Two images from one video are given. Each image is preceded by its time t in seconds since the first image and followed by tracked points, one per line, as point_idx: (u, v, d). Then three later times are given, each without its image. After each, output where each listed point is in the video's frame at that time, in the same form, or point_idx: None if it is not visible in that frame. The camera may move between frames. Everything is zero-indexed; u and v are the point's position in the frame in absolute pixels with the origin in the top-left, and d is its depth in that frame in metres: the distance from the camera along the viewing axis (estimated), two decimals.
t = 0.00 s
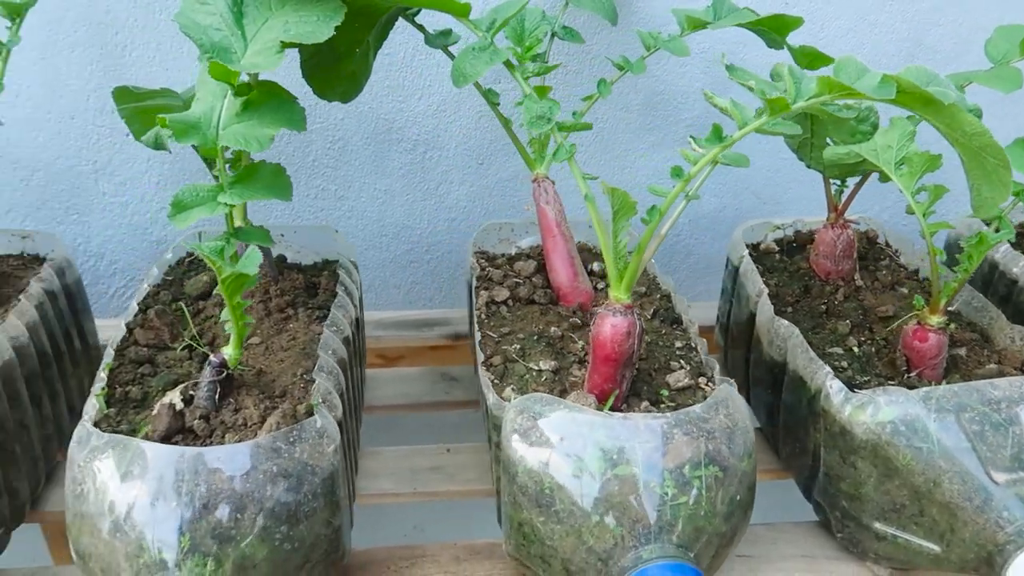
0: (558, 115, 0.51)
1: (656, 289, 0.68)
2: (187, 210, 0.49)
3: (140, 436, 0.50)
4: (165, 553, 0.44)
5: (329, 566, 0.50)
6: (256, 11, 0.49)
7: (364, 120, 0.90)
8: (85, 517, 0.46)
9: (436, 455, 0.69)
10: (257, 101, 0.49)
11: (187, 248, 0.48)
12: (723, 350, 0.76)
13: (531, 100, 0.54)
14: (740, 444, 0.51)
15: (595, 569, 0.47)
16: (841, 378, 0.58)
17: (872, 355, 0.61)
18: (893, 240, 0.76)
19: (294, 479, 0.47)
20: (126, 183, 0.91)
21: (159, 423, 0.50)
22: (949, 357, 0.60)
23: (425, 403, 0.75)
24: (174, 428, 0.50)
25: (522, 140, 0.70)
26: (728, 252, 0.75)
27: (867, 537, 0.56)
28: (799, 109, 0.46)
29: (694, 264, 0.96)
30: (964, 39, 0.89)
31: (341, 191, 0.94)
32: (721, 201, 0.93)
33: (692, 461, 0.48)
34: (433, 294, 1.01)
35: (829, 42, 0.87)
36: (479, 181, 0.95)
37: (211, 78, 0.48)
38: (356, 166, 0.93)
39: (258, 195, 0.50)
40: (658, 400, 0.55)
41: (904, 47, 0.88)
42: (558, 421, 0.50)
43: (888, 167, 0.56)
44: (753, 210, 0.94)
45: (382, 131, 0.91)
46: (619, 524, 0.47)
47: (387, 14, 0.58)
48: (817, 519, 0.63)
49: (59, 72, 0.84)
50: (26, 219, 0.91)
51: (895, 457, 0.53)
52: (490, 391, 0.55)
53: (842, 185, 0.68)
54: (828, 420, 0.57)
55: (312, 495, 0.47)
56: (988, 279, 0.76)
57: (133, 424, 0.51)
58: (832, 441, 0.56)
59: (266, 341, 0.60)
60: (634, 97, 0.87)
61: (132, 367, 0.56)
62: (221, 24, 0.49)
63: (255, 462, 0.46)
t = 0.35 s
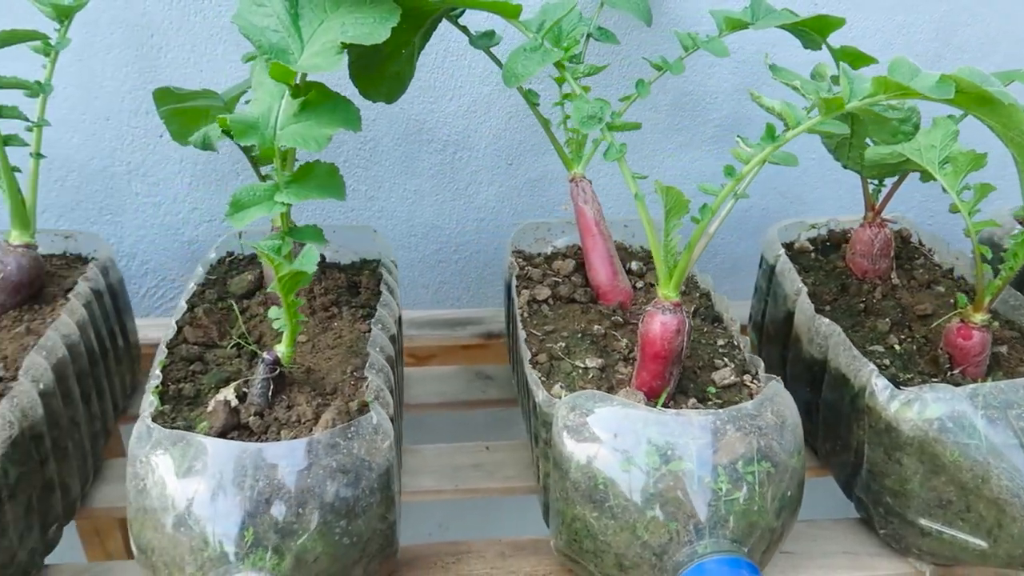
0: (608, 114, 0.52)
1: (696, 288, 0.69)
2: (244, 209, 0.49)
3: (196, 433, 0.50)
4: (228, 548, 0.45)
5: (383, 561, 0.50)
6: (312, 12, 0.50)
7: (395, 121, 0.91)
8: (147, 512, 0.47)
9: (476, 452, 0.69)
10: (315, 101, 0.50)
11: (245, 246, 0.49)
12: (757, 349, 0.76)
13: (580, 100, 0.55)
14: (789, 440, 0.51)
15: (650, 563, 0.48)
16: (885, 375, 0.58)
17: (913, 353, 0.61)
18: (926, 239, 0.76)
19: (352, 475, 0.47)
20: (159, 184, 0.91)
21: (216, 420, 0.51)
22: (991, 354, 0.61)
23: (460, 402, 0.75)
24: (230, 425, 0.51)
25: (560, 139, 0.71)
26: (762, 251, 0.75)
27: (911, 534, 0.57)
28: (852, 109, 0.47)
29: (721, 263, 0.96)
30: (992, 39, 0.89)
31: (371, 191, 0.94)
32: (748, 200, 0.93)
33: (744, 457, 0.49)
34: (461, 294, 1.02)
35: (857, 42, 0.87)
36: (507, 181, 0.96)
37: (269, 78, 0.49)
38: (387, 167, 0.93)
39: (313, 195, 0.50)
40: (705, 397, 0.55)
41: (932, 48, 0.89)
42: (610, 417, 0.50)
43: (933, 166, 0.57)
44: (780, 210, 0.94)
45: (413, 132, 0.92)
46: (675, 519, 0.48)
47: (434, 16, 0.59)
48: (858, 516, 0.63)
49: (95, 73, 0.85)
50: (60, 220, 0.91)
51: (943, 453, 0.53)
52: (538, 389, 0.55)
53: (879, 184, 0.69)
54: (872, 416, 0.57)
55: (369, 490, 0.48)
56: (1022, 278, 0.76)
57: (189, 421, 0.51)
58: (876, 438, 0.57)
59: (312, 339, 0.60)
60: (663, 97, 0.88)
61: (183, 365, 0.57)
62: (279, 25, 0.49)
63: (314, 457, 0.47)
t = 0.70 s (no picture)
0: (656, 113, 0.52)
1: (733, 286, 0.69)
2: (300, 207, 0.50)
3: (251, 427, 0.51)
4: (290, 540, 0.46)
5: (436, 554, 0.51)
6: (364, 14, 0.51)
7: (425, 122, 0.92)
8: (208, 504, 0.48)
9: (514, 449, 0.70)
10: (369, 101, 0.50)
11: (301, 244, 0.49)
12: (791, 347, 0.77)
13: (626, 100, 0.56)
14: (836, 434, 0.52)
15: (701, 556, 0.49)
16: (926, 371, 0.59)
17: (952, 350, 0.62)
18: (958, 238, 0.77)
19: (408, 469, 0.48)
20: (192, 185, 0.92)
21: (270, 415, 0.51)
22: None
23: (495, 400, 0.76)
24: (284, 420, 0.52)
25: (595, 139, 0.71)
26: (795, 250, 0.76)
27: (953, 528, 0.57)
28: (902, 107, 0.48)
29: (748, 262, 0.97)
30: (1018, 39, 0.89)
31: (401, 191, 0.95)
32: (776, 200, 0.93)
33: (794, 451, 0.49)
34: (488, 294, 1.02)
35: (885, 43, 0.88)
36: (535, 181, 0.97)
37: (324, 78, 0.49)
38: (417, 167, 0.94)
39: (366, 193, 0.51)
40: (750, 392, 0.56)
41: (959, 48, 0.89)
42: (661, 412, 0.51)
43: (974, 164, 0.58)
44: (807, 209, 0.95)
45: (443, 133, 0.93)
46: (726, 512, 0.48)
47: (479, 18, 0.59)
48: (896, 512, 0.64)
49: (131, 75, 0.86)
50: (94, 220, 0.92)
51: (986, 448, 0.54)
52: (584, 385, 0.56)
53: (914, 182, 0.69)
54: (914, 412, 0.58)
55: (425, 484, 0.49)
56: None
57: (243, 416, 0.52)
58: (918, 433, 0.57)
59: (357, 336, 0.61)
60: (691, 98, 0.88)
61: (233, 362, 0.57)
62: (333, 26, 0.50)
63: (371, 451, 0.47)
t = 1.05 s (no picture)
0: (702, 112, 0.53)
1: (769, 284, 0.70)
2: (355, 205, 0.51)
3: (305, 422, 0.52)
4: (350, 531, 0.46)
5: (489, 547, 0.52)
6: (417, 15, 0.51)
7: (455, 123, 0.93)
8: (267, 496, 0.48)
9: (552, 446, 0.71)
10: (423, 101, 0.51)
11: (356, 241, 0.50)
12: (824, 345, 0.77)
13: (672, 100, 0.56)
14: (883, 428, 0.52)
15: (752, 548, 0.49)
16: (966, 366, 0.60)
17: (990, 346, 0.63)
18: (990, 237, 0.77)
19: (463, 462, 0.49)
20: (224, 186, 0.93)
21: (324, 409, 0.52)
22: None
23: (531, 397, 0.77)
24: (338, 414, 0.52)
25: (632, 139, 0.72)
26: (827, 248, 0.77)
27: (994, 523, 0.58)
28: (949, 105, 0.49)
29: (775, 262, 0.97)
30: None
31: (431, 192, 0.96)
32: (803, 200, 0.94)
33: (843, 444, 0.50)
34: (515, 293, 1.03)
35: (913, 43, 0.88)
36: (563, 181, 0.98)
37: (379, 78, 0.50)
38: (446, 168, 0.95)
39: (419, 191, 0.52)
40: (793, 387, 0.57)
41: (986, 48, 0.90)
42: (709, 406, 0.51)
43: (1013, 162, 0.58)
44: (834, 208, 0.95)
45: (472, 134, 0.94)
46: (777, 504, 0.49)
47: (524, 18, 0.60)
48: (934, 507, 0.64)
49: (167, 77, 0.87)
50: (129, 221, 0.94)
51: None
52: (630, 380, 0.57)
53: (948, 181, 0.70)
54: (955, 407, 0.58)
55: (479, 477, 0.49)
56: None
57: (297, 411, 0.53)
58: (960, 428, 0.58)
59: (402, 333, 0.62)
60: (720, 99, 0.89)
61: (283, 358, 0.58)
62: (387, 27, 0.51)
63: (429, 444, 0.48)
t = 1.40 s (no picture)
0: (751, 112, 0.54)
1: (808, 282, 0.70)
2: (409, 203, 0.52)
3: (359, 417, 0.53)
4: (409, 524, 0.47)
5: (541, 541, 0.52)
6: (470, 16, 0.52)
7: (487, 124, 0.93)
8: (325, 490, 0.49)
9: (592, 444, 0.71)
10: (476, 101, 0.52)
11: (411, 238, 0.51)
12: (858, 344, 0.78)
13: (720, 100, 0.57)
14: (931, 424, 0.53)
15: (804, 542, 0.50)
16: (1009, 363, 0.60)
17: None
18: None
19: (518, 457, 0.49)
20: (258, 187, 0.94)
21: (377, 405, 0.53)
22: None
23: (567, 396, 0.77)
24: (391, 410, 0.53)
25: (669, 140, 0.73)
26: (862, 248, 0.77)
27: None
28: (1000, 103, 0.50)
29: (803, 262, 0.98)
30: None
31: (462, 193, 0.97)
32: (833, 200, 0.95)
33: (894, 439, 0.50)
34: (544, 294, 1.04)
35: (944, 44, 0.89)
36: (593, 182, 0.98)
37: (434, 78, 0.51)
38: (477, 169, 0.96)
39: (472, 190, 0.53)
40: (839, 384, 0.57)
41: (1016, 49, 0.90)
42: (760, 401, 0.52)
43: None
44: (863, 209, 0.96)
45: (504, 135, 0.94)
46: (828, 499, 0.49)
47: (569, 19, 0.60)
48: (976, 504, 0.64)
49: (204, 79, 0.88)
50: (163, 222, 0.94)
51: None
52: (677, 377, 0.57)
53: (985, 180, 0.70)
54: (1000, 404, 0.59)
55: (533, 471, 0.50)
56: None
57: (350, 406, 0.54)
58: (1004, 425, 0.58)
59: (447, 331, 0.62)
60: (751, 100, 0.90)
61: (332, 355, 0.59)
62: (441, 28, 0.52)
63: (485, 438, 0.49)
